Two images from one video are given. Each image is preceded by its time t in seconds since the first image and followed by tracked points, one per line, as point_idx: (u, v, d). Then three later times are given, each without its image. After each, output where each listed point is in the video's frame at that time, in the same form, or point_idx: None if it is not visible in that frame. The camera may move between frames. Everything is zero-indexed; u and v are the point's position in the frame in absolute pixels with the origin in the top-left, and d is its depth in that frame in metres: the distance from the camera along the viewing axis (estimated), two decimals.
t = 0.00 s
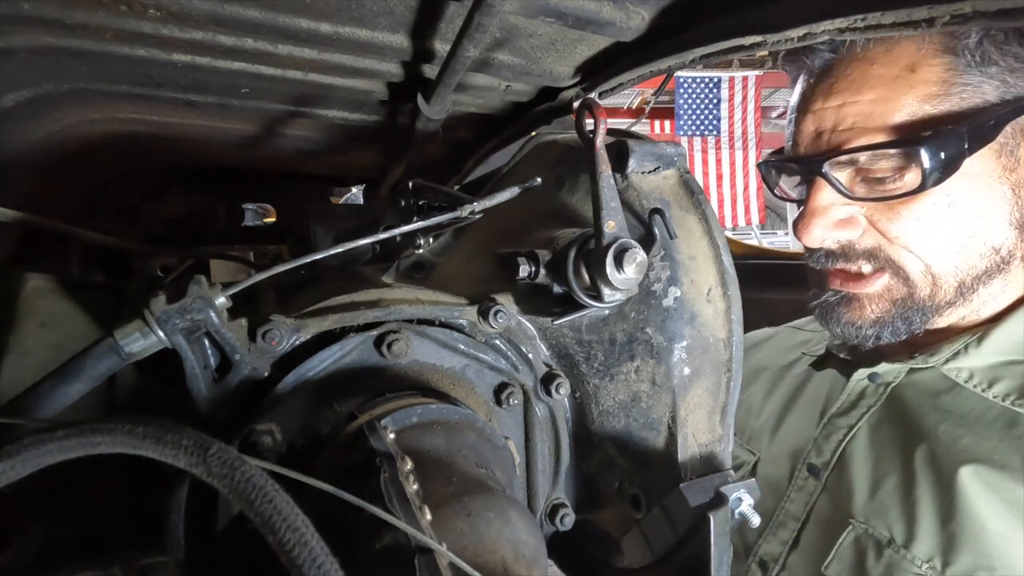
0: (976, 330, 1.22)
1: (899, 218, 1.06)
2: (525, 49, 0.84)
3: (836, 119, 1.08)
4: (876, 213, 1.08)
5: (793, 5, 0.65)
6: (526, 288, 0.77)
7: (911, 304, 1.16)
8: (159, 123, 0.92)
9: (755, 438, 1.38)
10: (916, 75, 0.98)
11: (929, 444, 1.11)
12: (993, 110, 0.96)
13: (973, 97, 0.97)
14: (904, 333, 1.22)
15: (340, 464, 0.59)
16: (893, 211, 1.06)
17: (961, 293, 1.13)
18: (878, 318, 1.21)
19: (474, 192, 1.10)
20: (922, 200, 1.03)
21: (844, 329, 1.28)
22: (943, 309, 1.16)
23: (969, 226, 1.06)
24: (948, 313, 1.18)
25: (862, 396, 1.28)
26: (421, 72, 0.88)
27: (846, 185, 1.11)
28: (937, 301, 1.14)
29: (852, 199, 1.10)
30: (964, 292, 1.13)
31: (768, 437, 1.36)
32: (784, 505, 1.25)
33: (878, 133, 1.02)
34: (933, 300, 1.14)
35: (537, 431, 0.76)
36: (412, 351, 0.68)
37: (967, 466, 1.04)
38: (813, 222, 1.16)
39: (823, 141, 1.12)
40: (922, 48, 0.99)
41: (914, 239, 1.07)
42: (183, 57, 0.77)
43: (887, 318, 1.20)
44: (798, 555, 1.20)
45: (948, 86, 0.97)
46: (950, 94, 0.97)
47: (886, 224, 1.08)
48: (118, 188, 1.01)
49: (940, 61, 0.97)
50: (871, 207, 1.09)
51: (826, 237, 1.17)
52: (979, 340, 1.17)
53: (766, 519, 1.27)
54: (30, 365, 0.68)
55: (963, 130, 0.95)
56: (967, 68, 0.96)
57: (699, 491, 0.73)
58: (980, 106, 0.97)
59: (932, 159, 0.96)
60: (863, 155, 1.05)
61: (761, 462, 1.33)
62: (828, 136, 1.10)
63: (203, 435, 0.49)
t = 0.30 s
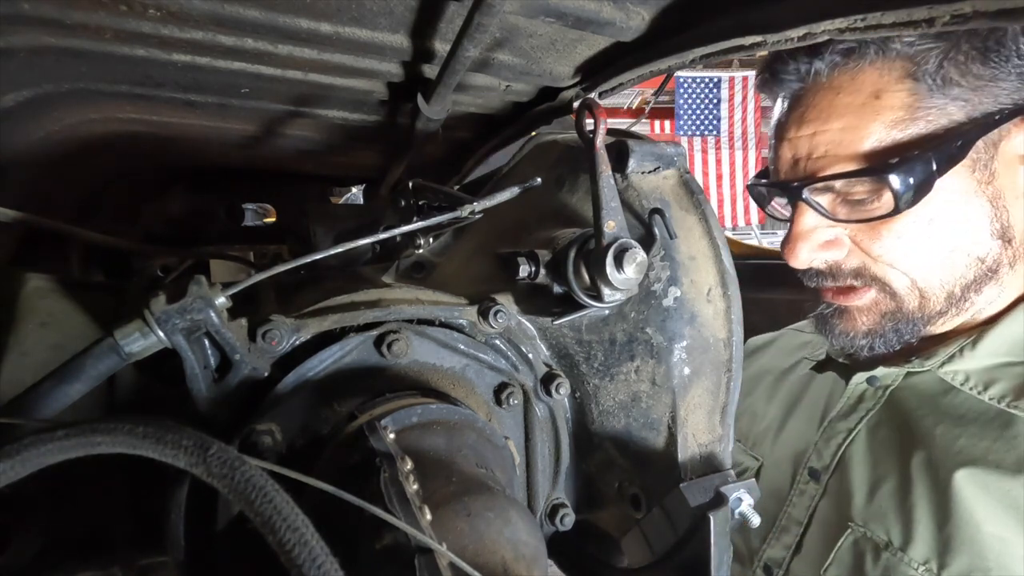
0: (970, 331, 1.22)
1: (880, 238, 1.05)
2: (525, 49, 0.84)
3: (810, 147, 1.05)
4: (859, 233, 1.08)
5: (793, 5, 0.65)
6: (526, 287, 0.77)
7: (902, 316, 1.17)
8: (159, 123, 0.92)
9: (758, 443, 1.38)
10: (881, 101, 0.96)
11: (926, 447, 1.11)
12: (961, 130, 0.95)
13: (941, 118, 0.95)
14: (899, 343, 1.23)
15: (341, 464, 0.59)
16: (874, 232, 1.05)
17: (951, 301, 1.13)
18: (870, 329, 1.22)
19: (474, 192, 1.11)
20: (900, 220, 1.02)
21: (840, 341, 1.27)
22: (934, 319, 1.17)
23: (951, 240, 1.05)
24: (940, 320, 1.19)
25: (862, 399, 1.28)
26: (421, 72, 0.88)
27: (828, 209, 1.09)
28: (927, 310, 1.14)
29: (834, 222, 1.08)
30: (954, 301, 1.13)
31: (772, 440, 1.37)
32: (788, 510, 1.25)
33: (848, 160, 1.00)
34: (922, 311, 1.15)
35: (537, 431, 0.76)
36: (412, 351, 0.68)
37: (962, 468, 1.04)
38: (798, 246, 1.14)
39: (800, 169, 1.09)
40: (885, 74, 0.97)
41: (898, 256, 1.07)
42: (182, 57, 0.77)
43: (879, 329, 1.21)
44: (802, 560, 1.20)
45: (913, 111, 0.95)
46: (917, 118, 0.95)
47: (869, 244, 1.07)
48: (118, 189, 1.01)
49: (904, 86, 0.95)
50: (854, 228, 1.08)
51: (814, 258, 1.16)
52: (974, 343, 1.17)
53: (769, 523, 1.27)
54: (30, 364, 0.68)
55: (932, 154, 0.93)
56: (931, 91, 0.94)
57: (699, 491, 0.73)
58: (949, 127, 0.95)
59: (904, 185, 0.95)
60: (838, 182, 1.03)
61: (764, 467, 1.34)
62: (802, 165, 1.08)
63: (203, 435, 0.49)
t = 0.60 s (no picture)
0: (973, 335, 1.22)
1: (875, 242, 1.05)
2: (525, 49, 0.84)
3: (803, 152, 1.06)
4: (854, 238, 1.08)
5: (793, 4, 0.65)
6: (526, 287, 0.77)
7: (901, 319, 1.16)
8: (159, 123, 0.92)
9: (759, 444, 1.38)
10: (873, 106, 0.96)
11: (926, 451, 1.11)
12: (954, 135, 0.95)
13: (933, 123, 0.95)
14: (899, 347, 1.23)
15: (341, 464, 0.59)
16: (869, 236, 1.05)
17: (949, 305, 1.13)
18: (868, 335, 1.22)
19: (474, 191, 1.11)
20: (896, 224, 1.02)
21: (839, 346, 1.28)
22: (932, 322, 1.17)
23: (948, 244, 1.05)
24: (939, 324, 1.19)
25: (861, 401, 1.28)
26: (421, 72, 0.88)
27: (824, 214, 1.09)
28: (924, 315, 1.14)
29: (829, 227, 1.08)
30: (952, 304, 1.13)
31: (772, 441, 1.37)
32: (786, 512, 1.25)
33: (841, 166, 1.00)
34: (921, 314, 1.14)
35: (537, 431, 0.76)
36: (412, 351, 0.68)
37: (963, 475, 1.04)
38: (793, 250, 1.14)
39: (794, 173, 1.10)
40: (877, 78, 0.96)
41: (894, 260, 1.07)
42: (183, 57, 0.77)
43: (879, 334, 1.20)
44: (801, 563, 1.20)
45: (906, 116, 0.95)
46: (909, 123, 0.95)
47: (865, 248, 1.07)
48: (118, 189, 1.01)
49: (897, 90, 0.95)
50: (849, 232, 1.08)
51: (809, 263, 1.15)
52: (975, 347, 1.17)
53: (768, 524, 1.27)
54: (31, 364, 0.68)
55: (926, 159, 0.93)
56: (923, 96, 0.94)
57: (699, 491, 0.73)
58: (942, 132, 0.95)
59: (897, 191, 0.94)
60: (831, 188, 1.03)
61: (764, 468, 1.34)
62: (797, 169, 1.08)
63: (203, 435, 0.49)
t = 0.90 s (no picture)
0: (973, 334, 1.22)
1: (894, 225, 1.05)
2: (525, 49, 0.84)
3: (827, 128, 1.06)
4: (871, 221, 1.08)
5: (793, 4, 0.65)
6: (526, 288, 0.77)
7: (909, 310, 1.17)
8: (159, 123, 0.92)
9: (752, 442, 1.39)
10: (902, 81, 0.95)
11: (925, 456, 1.11)
12: (982, 114, 0.93)
13: (963, 101, 0.94)
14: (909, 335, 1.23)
15: (340, 464, 0.59)
16: (888, 218, 1.05)
17: (961, 295, 1.13)
18: (874, 323, 1.23)
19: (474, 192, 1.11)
20: (916, 205, 1.02)
21: (843, 335, 1.30)
22: (942, 314, 1.16)
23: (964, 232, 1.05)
24: (947, 316, 1.18)
25: (857, 402, 1.28)
26: (421, 72, 0.88)
27: (840, 195, 1.09)
28: (936, 305, 1.14)
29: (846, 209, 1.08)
30: (962, 296, 1.13)
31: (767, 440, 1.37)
32: (783, 514, 1.26)
33: (868, 141, 1.00)
34: (929, 305, 1.15)
35: (537, 431, 0.76)
36: (412, 351, 0.68)
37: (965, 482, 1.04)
38: (809, 233, 1.14)
39: (814, 151, 1.09)
40: (908, 52, 0.95)
41: (910, 245, 1.07)
42: (183, 57, 0.77)
43: (885, 324, 1.22)
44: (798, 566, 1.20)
45: (934, 92, 0.94)
46: (938, 100, 0.94)
47: (881, 231, 1.07)
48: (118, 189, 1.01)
49: (927, 65, 0.94)
50: (866, 215, 1.08)
51: (823, 248, 1.16)
52: (973, 347, 1.16)
53: (764, 527, 1.26)
54: (30, 364, 0.68)
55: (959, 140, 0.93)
56: (954, 71, 0.93)
57: (699, 491, 0.73)
58: (970, 110, 0.94)
59: (926, 167, 0.94)
60: (856, 165, 1.02)
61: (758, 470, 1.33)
62: (818, 146, 1.08)
63: (202, 435, 0.49)
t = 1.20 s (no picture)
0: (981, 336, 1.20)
1: (884, 221, 1.06)
2: (525, 49, 0.84)
3: (822, 121, 1.06)
4: (862, 214, 1.08)
5: (792, 4, 0.65)
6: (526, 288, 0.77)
7: (894, 306, 1.16)
8: (159, 123, 0.92)
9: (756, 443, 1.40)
10: (900, 77, 0.95)
11: (937, 457, 1.10)
12: (977, 113, 0.93)
13: (959, 99, 0.94)
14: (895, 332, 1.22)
15: (341, 465, 0.59)
16: (878, 213, 1.06)
17: (948, 295, 1.12)
18: (858, 314, 1.21)
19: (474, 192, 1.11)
20: (908, 202, 1.02)
21: (829, 322, 1.28)
22: (928, 312, 1.15)
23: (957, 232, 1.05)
24: (934, 315, 1.17)
25: (862, 401, 1.26)
26: (421, 72, 0.88)
27: (833, 186, 1.10)
28: (921, 301, 1.13)
29: (838, 201, 1.09)
30: (950, 296, 1.12)
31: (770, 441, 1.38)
32: (788, 515, 1.25)
33: (859, 135, 1.00)
34: (916, 302, 1.14)
35: (537, 431, 0.76)
36: (412, 350, 0.68)
37: (983, 485, 1.03)
38: (799, 222, 1.16)
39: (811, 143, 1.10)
40: (909, 49, 0.96)
41: (901, 241, 1.07)
42: (183, 57, 0.77)
43: (869, 316, 1.20)
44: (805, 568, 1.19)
45: (932, 89, 0.94)
46: (934, 97, 0.94)
47: (872, 226, 1.08)
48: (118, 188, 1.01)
49: (926, 62, 0.94)
50: (857, 209, 1.09)
51: (813, 237, 1.17)
52: (989, 346, 1.15)
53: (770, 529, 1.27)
54: (31, 364, 0.68)
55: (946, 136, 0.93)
56: (953, 69, 0.93)
57: (700, 491, 0.73)
58: (966, 109, 0.94)
59: (913, 164, 0.94)
60: (846, 158, 1.03)
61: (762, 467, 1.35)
62: (813, 138, 1.09)
63: (203, 435, 0.49)
